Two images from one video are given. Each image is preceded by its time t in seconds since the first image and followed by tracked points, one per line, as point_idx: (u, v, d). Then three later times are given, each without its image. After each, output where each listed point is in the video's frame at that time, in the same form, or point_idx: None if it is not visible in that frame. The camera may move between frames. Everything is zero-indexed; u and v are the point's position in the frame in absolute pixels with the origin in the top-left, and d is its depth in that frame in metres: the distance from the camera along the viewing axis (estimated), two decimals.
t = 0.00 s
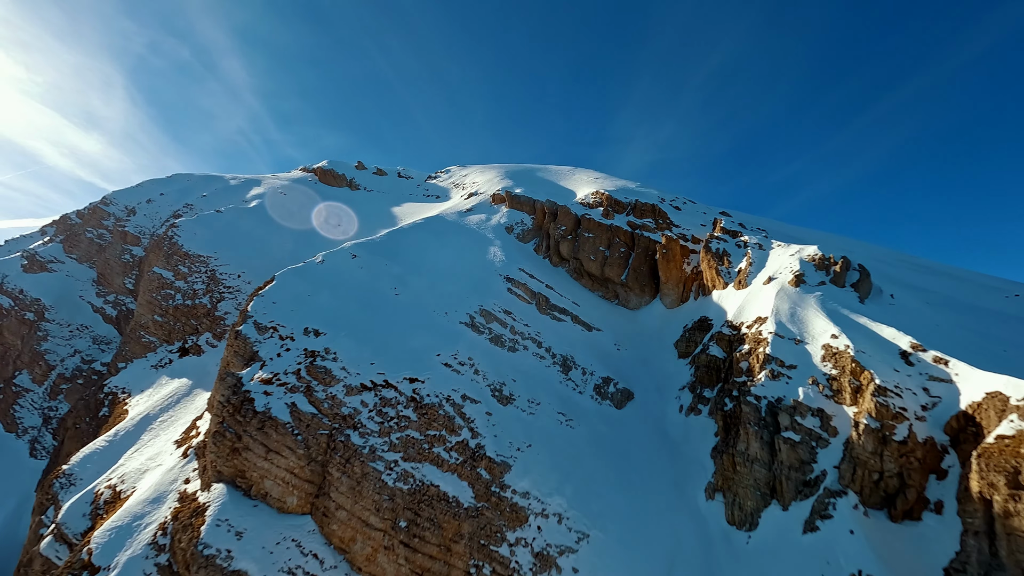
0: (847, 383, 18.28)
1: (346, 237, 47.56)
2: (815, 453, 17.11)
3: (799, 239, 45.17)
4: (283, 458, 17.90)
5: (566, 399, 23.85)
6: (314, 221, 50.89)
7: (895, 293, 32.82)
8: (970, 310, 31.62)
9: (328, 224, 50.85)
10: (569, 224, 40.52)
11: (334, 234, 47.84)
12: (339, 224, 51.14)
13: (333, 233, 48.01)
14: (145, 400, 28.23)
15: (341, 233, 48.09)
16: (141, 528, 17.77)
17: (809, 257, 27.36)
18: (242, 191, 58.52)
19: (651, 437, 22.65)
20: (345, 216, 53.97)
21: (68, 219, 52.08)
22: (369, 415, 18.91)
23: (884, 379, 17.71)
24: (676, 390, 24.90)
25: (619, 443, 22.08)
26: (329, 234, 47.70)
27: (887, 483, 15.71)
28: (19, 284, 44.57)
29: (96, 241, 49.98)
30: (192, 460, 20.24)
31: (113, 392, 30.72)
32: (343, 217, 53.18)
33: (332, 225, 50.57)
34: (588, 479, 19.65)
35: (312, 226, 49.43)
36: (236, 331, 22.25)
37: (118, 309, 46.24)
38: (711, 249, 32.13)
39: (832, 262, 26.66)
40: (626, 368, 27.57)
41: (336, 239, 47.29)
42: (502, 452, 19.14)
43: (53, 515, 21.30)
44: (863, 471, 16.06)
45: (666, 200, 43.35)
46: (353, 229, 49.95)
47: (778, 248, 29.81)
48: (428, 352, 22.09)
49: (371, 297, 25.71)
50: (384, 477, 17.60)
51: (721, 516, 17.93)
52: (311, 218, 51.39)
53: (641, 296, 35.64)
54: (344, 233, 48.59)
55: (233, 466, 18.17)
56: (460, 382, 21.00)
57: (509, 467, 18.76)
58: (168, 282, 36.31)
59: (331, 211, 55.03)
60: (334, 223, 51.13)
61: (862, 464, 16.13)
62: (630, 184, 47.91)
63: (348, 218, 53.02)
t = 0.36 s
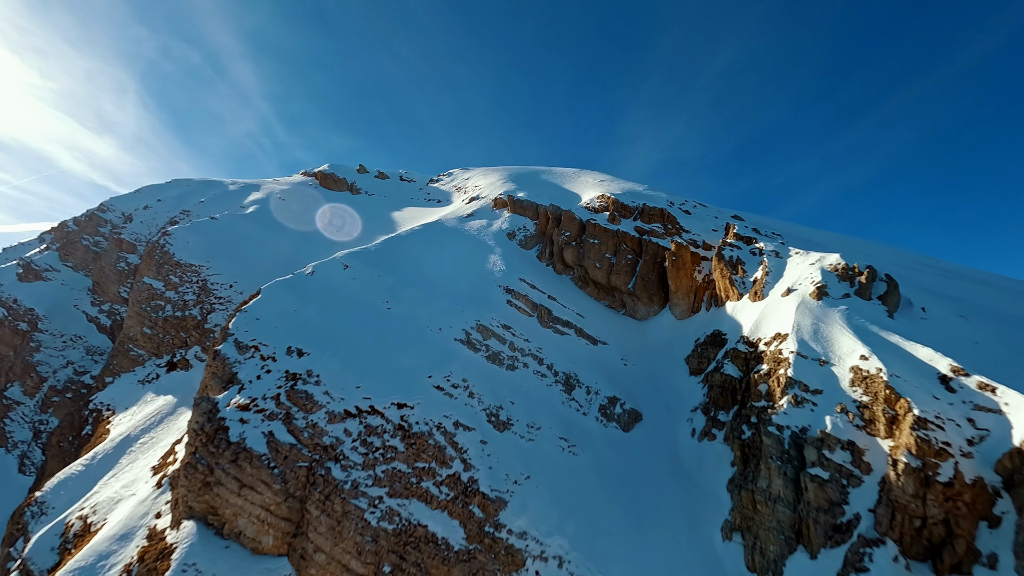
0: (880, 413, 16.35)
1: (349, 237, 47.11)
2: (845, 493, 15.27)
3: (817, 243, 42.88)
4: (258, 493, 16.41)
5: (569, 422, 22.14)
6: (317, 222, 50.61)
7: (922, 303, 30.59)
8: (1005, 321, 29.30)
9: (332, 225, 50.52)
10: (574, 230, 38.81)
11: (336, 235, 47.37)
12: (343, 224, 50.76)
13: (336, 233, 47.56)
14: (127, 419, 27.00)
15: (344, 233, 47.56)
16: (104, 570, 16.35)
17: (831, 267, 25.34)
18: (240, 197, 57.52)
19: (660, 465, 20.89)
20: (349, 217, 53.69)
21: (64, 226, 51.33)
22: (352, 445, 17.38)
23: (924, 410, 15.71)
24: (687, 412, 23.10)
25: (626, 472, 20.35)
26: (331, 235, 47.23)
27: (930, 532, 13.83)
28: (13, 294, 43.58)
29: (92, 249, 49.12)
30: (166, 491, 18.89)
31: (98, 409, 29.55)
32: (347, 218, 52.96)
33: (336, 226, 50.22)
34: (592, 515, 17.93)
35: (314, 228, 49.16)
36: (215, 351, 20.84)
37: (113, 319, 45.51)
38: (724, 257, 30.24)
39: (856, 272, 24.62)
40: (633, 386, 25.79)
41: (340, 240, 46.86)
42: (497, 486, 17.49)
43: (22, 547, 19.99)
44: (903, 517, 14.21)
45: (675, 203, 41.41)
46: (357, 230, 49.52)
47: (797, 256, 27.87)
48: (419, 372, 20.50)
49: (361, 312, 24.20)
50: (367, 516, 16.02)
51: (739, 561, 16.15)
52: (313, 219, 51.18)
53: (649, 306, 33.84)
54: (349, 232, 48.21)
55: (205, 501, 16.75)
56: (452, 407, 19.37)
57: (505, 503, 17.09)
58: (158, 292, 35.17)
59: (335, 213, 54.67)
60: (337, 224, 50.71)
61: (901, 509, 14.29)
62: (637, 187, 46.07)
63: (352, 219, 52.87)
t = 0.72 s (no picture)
0: (922, 451, 14.48)
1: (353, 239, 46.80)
2: (884, 544, 13.41)
3: (836, 247, 40.59)
4: (227, 536, 14.90)
5: (571, 449, 20.45)
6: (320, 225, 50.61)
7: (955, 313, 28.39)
8: None
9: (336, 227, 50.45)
10: (578, 236, 37.07)
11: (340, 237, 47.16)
12: (347, 225, 50.68)
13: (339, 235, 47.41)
14: (108, 439, 25.78)
15: (347, 236, 46.90)
16: None
17: (856, 278, 23.40)
18: (238, 202, 56.47)
19: (671, 497, 19.13)
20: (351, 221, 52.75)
21: (60, 233, 50.64)
22: (332, 481, 15.85)
23: (973, 447, 13.79)
24: (700, 437, 21.31)
25: (634, 506, 18.63)
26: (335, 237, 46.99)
27: None
28: (7, 303, 42.85)
29: (87, 256, 48.35)
30: (135, 526, 17.50)
31: (81, 426, 28.41)
32: (351, 219, 52.63)
33: (340, 228, 50.13)
34: (596, 558, 16.23)
35: (318, 230, 49.22)
36: (190, 374, 19.45)
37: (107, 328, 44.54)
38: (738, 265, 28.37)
39: (884, 283, 22.65)
40: (641, 406, 24.05)
41: (344, 242, 46.55)
42: (490, 527, 15.86)
43: None
44: None
45: (685, 207, 39.48)
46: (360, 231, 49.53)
47: (817, 265, 25.94)
48: (408, 397, 18.93)
49: (350, 329, 22.69)
50: (345, 564, 14.41)
51: None
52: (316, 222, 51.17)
53: (657, 317, 32.08)
54: (353, 233, 48.04)
55: (171, 544, 15.31)
56: (443, 436, 17.78)
57: (499, 547, 15.44)
58: (146, 303, 34.04)
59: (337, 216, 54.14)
60: (340, 226, 50.29)
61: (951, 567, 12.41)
62: (645, 190, 44.21)
63: (355, 219, 52.87)
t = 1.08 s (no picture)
0: (972, 498, 12.64)
1: (357, 239, 47.04)
2: None
3: (856, 250, 38.26)
4: None
5: (573, 479, 18.76)
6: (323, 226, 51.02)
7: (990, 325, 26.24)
8: None
9: (338, 229, 50.91)
10: (582, 242, 35.39)
11: (343, 237, 47.61)
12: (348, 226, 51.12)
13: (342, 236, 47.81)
14: (86, 461, 24.50)
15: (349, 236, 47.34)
16: None
17: (884, 290, 21.49)
18: (235, 206, 55.34)
19: (682, 535, 17.40)
20: (353, 226, 51.61)
21: (55, 240, 49.77)
22: (307, 524, 14.30)
23: None
24: (714, 466, 19.56)
25: (642, 547, 16.92)
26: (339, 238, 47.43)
27: None
28: None
29: (81, 264, 47.44)
30: (98, 568, 16.07)
31: (62, 446, 27.23)
32: (352, 222, 52.36)
33: (342, 228, 50.53)
34: None
35: (319, 233, 48.81)
36: (161, 400, 18.05)
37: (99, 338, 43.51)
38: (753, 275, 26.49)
39: (916, 296, 20.71)
40: (649, 429, 22.32)
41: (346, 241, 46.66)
42: None
43: None
44: None
45: (695, 210, 37.59)
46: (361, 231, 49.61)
47: (840, 275, 24.03)
48: (394, 426, 17.41)
49: (336, 348, 21.20)
50: None
51: None
52: (318, 223, 51.78)
53: (666, 328, 30.31)
54: (355, 233, 48.91)
55: None
56: (431, 471, 16.24)
57: None
58: (134, 314, 32.85)
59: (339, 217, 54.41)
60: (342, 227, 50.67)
61: None
62: (652, 192, 42.34)
63: (356, 219, 53.72)
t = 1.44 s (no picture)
0: None
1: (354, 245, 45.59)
2: None
3: (876, 253, 36.16)
4: None
5: (576, 516, 17.10)
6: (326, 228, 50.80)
7: None
8: None
9: (341, 230, 50.52)
10: (586, 249, 33.68)
11: (345, 238, 47.33)
12: (352, 228, 50.82)
13: (345, 238, 47.49)
14: (61, 487, 23.21)
15: (352, 238, 46.96)
16: None
17: (915, 304, 19.62)
18: (231, 211, 54.22)
19: None
20: (356, 228, 51.23)
21: (48, 247, 48.81)
22: None
23: None
24: (729, 500, 17.85)
25: None
26: (341, 240, 47.00)
27: None
28: None
29: (75, 271, 46.44)
30: None
31: (40, 467, 25.98)
32: (355, 225, 51.89)
33: (345, 230, 50.10)
34: None
35: (315, 239, 47.45)
36: (127, 429, 16.65)
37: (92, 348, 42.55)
38: (770, 285, 24.66)
39: (952, 312, 18.84)
40: (658, 456, 20.62)
41: (348, 243, 46.19)
42: None
43: None
44: None
45: (705, 214, 35.74)
46: (365, 233, 49.12)
47: (865, 286, 22.18)
48: (377, 461, 15.91)
49: (319, 369, 19.73)
50: None
51: None
52: (321, 224, 51.65)
53: (676, 341, 28.58)
54: (359, 233, 48.97)
55: None
56: (416, 514, 14.70)
57: None
58: (120, 327, 31.66)
59: (342, 219, 53.99)
60: (345, 228, 50.40)
61: None
62: (660, 195, 40.50)
63: (358, 220, 53.67)
